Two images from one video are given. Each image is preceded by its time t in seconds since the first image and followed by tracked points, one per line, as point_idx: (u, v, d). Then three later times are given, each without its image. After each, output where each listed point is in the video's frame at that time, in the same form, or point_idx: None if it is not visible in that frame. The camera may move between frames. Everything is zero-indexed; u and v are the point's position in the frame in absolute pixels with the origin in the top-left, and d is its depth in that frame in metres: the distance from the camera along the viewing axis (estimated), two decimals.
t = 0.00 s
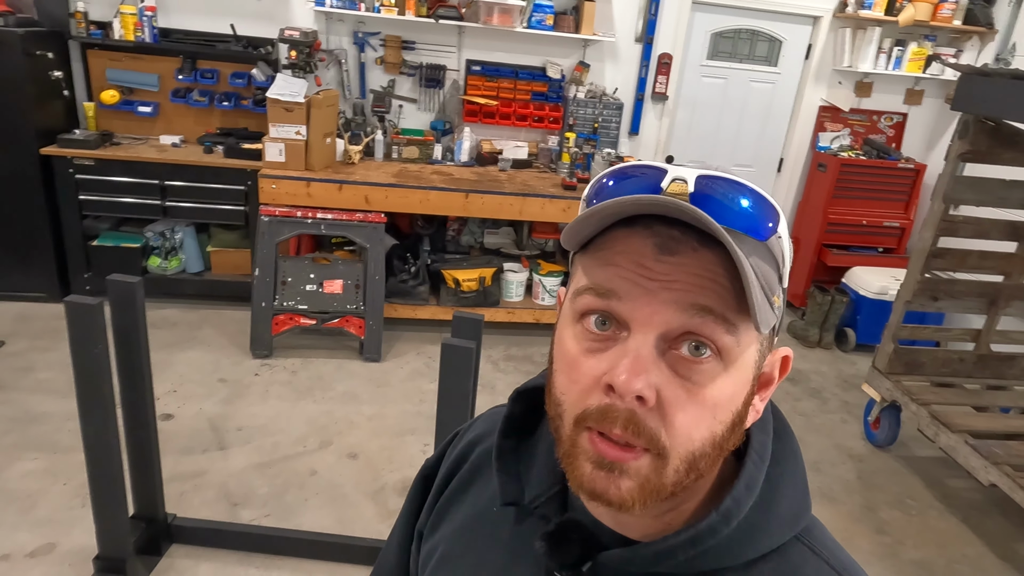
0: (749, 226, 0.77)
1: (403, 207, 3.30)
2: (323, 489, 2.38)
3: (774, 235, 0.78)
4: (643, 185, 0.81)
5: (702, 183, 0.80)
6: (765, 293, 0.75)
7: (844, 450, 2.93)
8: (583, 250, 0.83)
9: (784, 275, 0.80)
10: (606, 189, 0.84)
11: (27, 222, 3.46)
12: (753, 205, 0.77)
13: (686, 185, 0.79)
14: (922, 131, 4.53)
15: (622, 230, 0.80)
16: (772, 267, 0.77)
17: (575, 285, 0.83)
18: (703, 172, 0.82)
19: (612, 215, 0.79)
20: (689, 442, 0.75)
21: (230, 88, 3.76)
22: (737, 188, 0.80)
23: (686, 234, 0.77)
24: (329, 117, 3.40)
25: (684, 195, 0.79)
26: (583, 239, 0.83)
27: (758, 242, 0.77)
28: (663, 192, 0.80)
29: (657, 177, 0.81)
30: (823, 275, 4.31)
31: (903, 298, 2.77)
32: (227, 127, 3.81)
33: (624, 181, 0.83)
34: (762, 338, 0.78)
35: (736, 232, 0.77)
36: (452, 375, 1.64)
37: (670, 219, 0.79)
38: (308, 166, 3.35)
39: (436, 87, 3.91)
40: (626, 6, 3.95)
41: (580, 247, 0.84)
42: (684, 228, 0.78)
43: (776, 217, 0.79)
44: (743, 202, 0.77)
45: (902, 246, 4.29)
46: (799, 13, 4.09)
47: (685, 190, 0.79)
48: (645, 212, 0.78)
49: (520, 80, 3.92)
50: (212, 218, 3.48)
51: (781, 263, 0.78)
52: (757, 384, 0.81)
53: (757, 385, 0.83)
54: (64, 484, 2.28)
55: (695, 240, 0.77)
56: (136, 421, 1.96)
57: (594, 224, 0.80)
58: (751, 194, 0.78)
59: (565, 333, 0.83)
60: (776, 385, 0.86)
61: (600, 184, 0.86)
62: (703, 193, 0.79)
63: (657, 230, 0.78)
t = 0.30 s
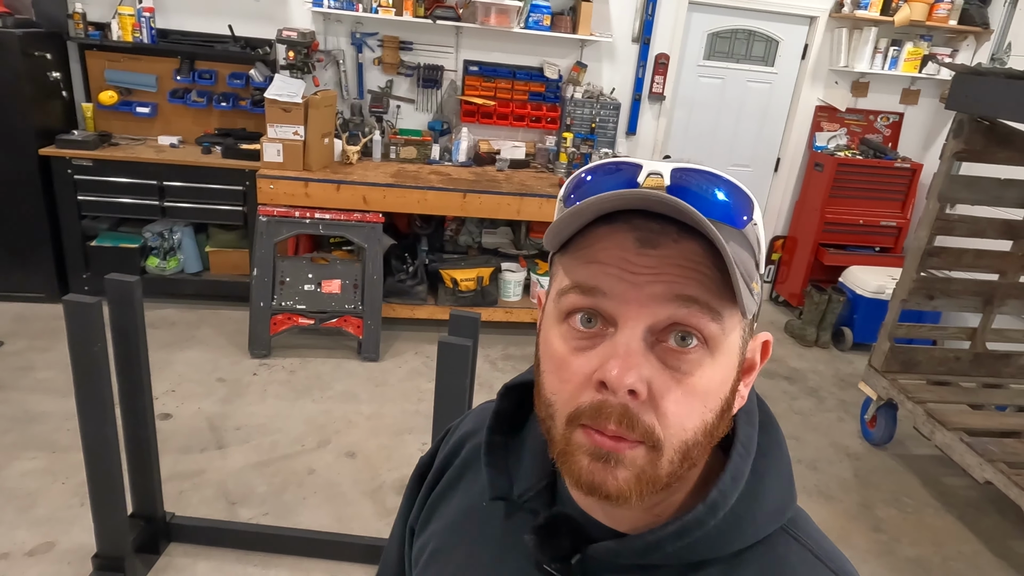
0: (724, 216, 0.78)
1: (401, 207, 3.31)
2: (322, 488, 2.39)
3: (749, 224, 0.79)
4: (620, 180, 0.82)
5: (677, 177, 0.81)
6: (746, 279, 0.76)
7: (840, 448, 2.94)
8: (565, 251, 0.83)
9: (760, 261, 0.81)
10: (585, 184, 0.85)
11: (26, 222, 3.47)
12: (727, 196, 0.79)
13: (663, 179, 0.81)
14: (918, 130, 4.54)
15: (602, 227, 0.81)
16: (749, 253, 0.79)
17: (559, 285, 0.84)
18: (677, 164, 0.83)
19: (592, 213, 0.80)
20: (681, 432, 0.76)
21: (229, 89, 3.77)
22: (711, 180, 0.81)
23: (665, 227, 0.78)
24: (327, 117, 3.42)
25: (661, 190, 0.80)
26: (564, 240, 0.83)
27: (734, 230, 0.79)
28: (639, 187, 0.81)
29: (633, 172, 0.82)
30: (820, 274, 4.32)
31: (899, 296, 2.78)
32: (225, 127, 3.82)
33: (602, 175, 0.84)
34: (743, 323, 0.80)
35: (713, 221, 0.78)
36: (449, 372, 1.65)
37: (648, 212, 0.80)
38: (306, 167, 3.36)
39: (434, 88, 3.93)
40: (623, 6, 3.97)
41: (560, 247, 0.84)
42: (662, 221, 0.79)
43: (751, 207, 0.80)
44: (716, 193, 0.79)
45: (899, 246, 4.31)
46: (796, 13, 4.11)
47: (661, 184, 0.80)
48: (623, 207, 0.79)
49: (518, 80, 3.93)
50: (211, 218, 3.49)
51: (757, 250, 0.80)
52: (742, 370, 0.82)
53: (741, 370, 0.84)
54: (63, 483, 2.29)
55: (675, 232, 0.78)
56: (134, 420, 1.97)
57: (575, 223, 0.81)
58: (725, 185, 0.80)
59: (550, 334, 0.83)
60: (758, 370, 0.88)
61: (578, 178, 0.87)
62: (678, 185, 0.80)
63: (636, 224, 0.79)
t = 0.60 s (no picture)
0: (707, 219, 0.79)
1: (397, 208, 3.32)
2: (320, 489, 2.39)
3: (731, 226, 0.80)
4: (604, 185, 0.84)
5: (660, 181, 0.82)
6: (729, 280, 0.77)
7: (837, 446, 2.96)
8: (552, 255, 0.84)
9: (744, 262, 0.82)
10: (572, 189, 0.86)
11: (22, 225, 3.47)
12: (710, 200, 0.80)
13: (645, 183, 0.82)
14: (912, 129, 4.56)
15: (588, 231, 0.81)
16: (733, 254, 0.79)
17: (547, 289, 0.84)
18: (661, 170, 0.84)
19: (576, 218, 0.81)
20: (669, 431, 0.77)
21: (225, 91, 3.77)
22: (695, 184, 0.82)
23: (649, 230, 0.79)
24: (323, 119, 3.42)
25: (643, 194, 0.81)
26: (551, 245, 0.84)
27: (716, 232, 0.79)
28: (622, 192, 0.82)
29: (617, 177, 0.84)
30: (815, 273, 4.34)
31: (894, 295, 2.79)
32: (221, 129, 3.82)
33: (587, 180, 0.85)
34: (728, 324, 0.80)
35: (695, 224, 0.79)
36: (446, 373, 1.65)
37: (631, 216, 0.81)
38: (303, 168, 3.36)
39: (430, 89, 3.94)
40: (618, 7, 3.98)
41: (547, 252, 0.85)
42: (647, 224, 0.80)
43: (733, 211, 0.81)
44: (699, 198, 0.80)
45: (894, 244, 4.32)
46: (790, 13, 4.12)
47: (644, 188, 0.81)
48: (608, 212, 0.80)
49: (513, 80, 3.92)
50: (208, 220, 3.50)
51: (740, 251, 0.81)
52: (729, 370, 0.83)
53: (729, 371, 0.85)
54: (61, 487, 2.29)
55: (657, 235, 0.79)
56: (132, 423, 1.97)
57: (560, 227, 0.82)
58: (708, 190, 0.80)
59: (539, 337, 0.84)
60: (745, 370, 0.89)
61: (566, 184, 0.88)
62: (660, 189, 0.81)
63: (620, 228, 0.80)
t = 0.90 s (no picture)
0: (707, 223, 0.79)
1: (396, 208, 3.32)
2: (319, 490, 2.39)
3: (732, 231, 0.80)
4: (605, 189, 0.84)
5: (660, 186, 0.83)
6: (730, 285, 0.77)
7: (835, 445, 2.96)
8: (552, 260, 0.84)
9: (745, 268, 0.82)
10: (573, 194, 0.86)
11: (18, 225, 3.46)
12: (711, 206, 0.80)
13: (645, 188, 0.83)
14: (910, 128, 4.57)
15: (588, 235, 0.81)
16: (733, 259, 0.79)
17: (547, 294, 0.84)
18: (659, 174, 0.85)
19: (576, 223, 0.81)
20: (670, 436, 0.76)
21: (222, 90, 3.76)
22: (696, 190, 0.82)
23: (649, 235, 0.79)
24: (321, 119, 3.41)
25: (644, 198, 0.83)
26: (552, 249, 0.84)
27: (717, 237, 0.79)
28: (623, 196, 0.83)
29: (618, 181, 0.85)
30: (813, 272, 4.34)
31: (892, 295, 2.79)
32: (219, 129, 3.81)
33: (588, 184, 0.85)
34: (729, 329, 0.80)
35: (695, 228, 0.79)
36: (444, 374, 1.65)
37: (632, 221, 0.81)
38: (300, 168, 3.35)
39: (428, 89, 3.93)
40: (616, 6, 3.98)
41: (547, 256, 0.85)
42: (647, 229, 0.80)
43: (734, 215, 0.81)
44: (700, 202, 0.80)
45: (892, 243, 4.33)
46: (788, 13, 4.12)
47: (644, 193, 0.83)
48: (608, 216, 0.80)
49: (511, 80, 3.93)
50: (205, 220, 3.49)
51: (742, 256, 0.81)
52: (730, 376, 0.83)
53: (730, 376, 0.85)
54: (59, 488, 2.28)
55: (658, 240, 0.79)
56: (130, 424, 1.96)
57: (561, 232, 0.82)
58: (709, 195, 0.81)
59: (540, 342, 0.84)
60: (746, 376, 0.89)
61: (566, 189, 0.88)
62: (661, 194, 0.82)
63: (620, 233, 0.80)
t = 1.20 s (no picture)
0: (708, 219, 0.79)
1: (394, 208, 3.32)
2: (317, 489, 2.39)
3: (731, 227, 0.80)
4: (603, 187, 0.84)
5: (659, 182, 0.82)
6: (730, 282, 0.77)
7: (832, 445, 2.97)
8: (552, 259, 0.84)
9: (745, 263, 0.82)
10: (572, 191, 0.86)
11: (15, 225, 3.45)
12: (711, 202, 0.80)
13: (644, 185, 0.82)
14: (907, 128, 4.58)
15: (587, 234, 0.81)
16: (733, 255, 0.80)
17: (547, 293, 0.84)
18: (659, 171, 0.84)
19: (575, 221, 0.81)
20: (672, 433, 0.77)
21: (220, 90, 3.75)
22: (695, 185, 0.82)
23: (648, 232, 0.79)
24: (319, 118, 3.41)
25: (643, 195, 0.81)
26: (550, 248, 0.84)
27: (717, 233, 0.80)
28: (621, 193, 0.82)
29: (616, 179, 0.84)
30: (811, 272, 4.35)
31: (889, 294, 2.80)
32: (217, 129, 3.81)
33: (587, 182, 0.85)
34: (730, 325, 0.81)
35: (695, 225, 0.79)
36: (443, 373, 1.65)
37: (631, 217, 0.81)
38: (298, 168, 3.35)
39: (426, 89, 3.93)
40: (614, 7, 3.99)
41: (547, 255, 0.85)
42: (645, 226, 0.80)
43: (734, 211, 0.81)
44: (700, 199, 0.80)
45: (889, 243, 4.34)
46: (785, 13, 4.13)
47: (643, 190, 0.82)
48: (606, 214, 0.80)
49: (509, 80, 3.93)
50: (203, 220, 3.48)
51: (741, 251, 0.81)
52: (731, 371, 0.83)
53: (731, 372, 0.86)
54: (57, 488, 2.28)
55: (657, 237, 0.79)
56: (128, 424, 1.96)
57: (559, 231, 0.82)
58: (708, 191, 0.81)
59: (541, 340, 0.84)
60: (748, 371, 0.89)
61: (566, 186, 0.88)
62: (660, 190, 0.81)
63: (620, 231, 0.80)
